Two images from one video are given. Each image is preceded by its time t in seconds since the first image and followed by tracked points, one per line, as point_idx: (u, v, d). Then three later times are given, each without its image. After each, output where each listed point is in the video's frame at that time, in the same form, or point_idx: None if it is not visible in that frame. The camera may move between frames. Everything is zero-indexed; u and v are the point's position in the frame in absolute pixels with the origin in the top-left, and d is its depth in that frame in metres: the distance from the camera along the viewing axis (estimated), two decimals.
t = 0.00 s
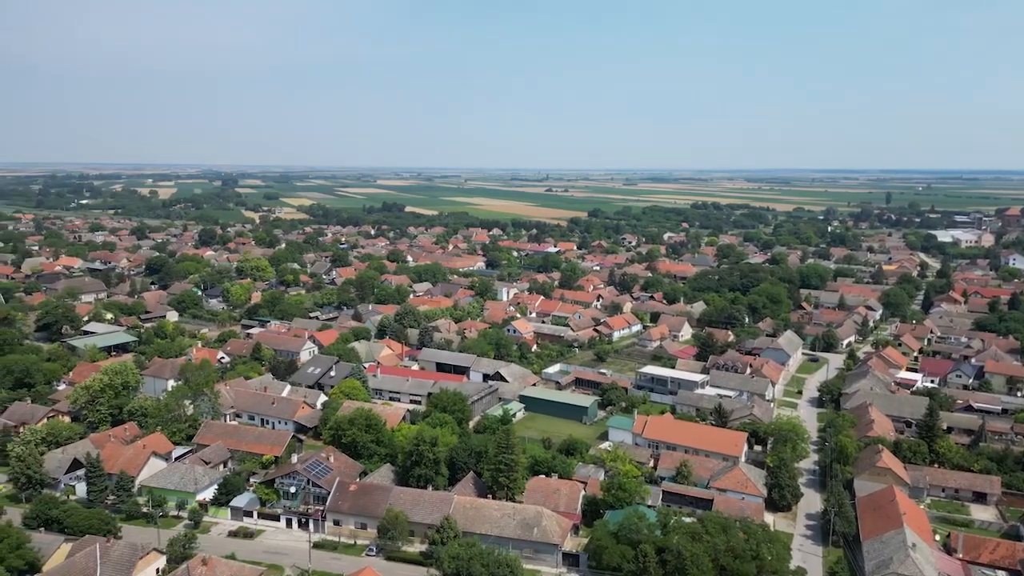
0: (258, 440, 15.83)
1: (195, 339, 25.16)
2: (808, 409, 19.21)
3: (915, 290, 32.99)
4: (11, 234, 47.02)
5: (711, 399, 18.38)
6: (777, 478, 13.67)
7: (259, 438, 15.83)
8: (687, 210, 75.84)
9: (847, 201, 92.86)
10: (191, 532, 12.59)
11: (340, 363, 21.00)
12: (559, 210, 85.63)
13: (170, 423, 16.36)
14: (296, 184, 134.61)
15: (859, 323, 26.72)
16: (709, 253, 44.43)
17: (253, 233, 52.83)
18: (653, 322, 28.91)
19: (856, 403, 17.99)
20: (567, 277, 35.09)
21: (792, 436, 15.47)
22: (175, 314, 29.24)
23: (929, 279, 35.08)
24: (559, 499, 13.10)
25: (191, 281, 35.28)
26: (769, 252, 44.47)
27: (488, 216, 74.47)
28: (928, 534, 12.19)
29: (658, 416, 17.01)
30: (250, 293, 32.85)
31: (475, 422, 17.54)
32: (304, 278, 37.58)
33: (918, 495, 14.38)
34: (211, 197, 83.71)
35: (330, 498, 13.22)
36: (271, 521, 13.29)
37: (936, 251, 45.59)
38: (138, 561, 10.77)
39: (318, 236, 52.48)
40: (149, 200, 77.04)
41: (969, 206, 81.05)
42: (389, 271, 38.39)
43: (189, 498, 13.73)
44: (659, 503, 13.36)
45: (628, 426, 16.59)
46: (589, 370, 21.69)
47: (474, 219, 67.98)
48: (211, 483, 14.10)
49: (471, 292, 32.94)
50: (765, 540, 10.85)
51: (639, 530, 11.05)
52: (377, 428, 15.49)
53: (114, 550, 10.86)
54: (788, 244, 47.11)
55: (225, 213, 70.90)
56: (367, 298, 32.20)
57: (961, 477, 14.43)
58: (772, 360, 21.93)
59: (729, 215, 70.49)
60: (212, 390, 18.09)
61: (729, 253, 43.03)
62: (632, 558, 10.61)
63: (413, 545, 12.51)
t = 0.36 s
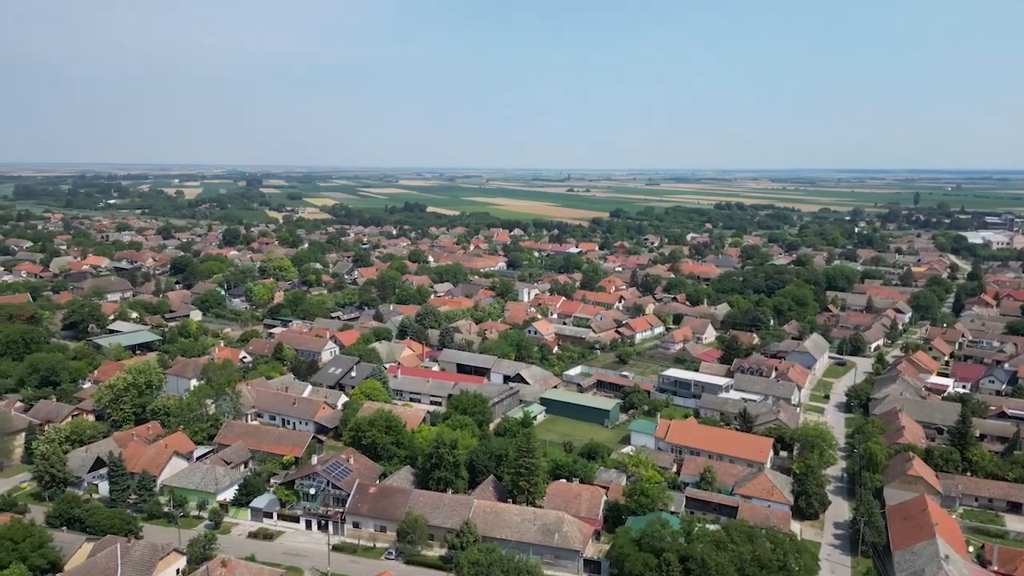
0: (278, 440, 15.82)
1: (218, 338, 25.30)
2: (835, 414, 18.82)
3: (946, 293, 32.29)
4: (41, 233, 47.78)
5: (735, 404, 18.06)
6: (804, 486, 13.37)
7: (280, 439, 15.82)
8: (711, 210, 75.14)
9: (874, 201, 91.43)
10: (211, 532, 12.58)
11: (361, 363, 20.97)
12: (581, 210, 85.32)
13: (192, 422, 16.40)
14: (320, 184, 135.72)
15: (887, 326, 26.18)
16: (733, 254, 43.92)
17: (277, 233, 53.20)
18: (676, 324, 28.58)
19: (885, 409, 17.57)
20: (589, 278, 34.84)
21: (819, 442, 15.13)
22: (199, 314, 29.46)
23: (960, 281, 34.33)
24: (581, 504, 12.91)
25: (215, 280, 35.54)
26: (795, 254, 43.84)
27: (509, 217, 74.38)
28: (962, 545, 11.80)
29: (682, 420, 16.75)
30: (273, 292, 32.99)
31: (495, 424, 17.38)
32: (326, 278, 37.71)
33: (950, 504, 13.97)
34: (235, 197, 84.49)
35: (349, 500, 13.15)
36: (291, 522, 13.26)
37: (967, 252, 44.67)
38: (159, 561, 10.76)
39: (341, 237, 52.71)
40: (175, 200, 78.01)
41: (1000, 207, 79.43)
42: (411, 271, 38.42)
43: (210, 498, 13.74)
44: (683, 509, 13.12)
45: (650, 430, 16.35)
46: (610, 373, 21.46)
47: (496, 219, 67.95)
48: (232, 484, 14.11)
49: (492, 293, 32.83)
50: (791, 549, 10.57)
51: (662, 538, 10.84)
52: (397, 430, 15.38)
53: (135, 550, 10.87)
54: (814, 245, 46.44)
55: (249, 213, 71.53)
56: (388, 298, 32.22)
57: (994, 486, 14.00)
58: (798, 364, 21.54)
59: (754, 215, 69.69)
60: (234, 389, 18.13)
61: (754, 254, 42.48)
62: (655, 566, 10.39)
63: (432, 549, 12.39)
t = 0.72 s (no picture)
0: (299, 440, 15.84)
1: (241, 337, 25.45)
2: (863, 420, 18.44)
3: (977, 296, 31.58)
4: (70, 232, 48.55)
5: (760, 408, 17.77)
6: (831, 493, 13.08)
7: (301, 439, 15.84)
8: (735, 211, 74.38)
9: (902, 202, 89.93)
10: (232, 532, 12.61)
11: (382, 363, 20.97)
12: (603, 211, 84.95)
13: (215, 421, 16.48)
14: (343, 184, 136.70)
15: (917, 330, 25.65)
16: (758, 255, 43.39)
17: (300, 233, 53.54)
18: (700, 326, 28.25)
19: (914, 415, 17.17)
20: (611, 278, 34.60)
21: (846, 448, 14.79)
22: (223, 313, 29.67)
23: (992, 284, 33.56)
24: (602, 509, 12.74)
25: (239, 280, 35.79)
26: (821, 255, 43.20)
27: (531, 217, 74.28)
28: (995, 557, 11.45)
29: (705, 424, 16.51)
30: (296, 292, 33.14)
31: (516, 426, 17.25)
32: (348, 278, 37.82)
33: (982, 514, 13.59)
34: (260, 197, 85.19)
35: (369, 502, 13.11)
36: (311, 523, 13.26)
37: (999, 255, 43.70)
38: (180, 561, 10.76)
39: (363, 237, 52.91)
40: (201, 200, 78.92)
41: None
42: (432, 271, 38.44)
43: (231, 498, 13.79)
44: (706, 516, 12.91)
45: (673, 434, 16.14)
46: (633, 375, 21.24)
47: (518, 219, 67.86)
48: (253, 483, 14.15)
49: (513, 293, 32.71)
50: (819, 558, 10.31)
51: (685, 545, 10.64)
52: (417, 431, 15.32)
53: (156, 549, 10.89)
54: (840, 246, 45.73)
55: (273, 214, 72.12)
56: (410, 298, 32.24)
57: None
58: (824, 367, 21.15)
59: (779, 216, 68.86)
60: (256, 389, 18.20)
61: (779, 256, 41.93)
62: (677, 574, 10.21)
63: (452, 552, 12.31)
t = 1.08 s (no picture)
0: (320, 439, 15.92)
1: (263, 336, 25.65)
2: (889, 424, 18.13)
3: (1007, 298, 30.93)
4: (97, 232, 49.30)
5: (783, 411, 17.55)
6: (856, 499, 12.86)
7: (322, 438, 15.91)
8: (759, 211, 73.67)
9: (930, 202, 88.46)
10: (253, 530, 12.69)
11: (402, 363, 21.01)
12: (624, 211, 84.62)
13: (237, 419, 16.61)
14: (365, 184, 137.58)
15: (944, 333, 25.19)
16: (781, 256, 42.92)
17: (322, 233, 53.92)
18: (722, 327, 27.98)
19: (942, 420, 16.85)
20: (632, 279, 34.41)
21: (872, 453, 14.54)
22: (245, 312, 29.94)
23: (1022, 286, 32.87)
24: (622, 511, 12.64)
25: (261, 279, 36.11)
26: (846, 256, 42.63)
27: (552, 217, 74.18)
28: None
29: (727, 427, 16.33)
30: (318, 291, 33.34)
31: (536, 427, 17.19)
32: (369, 278, 37.97)
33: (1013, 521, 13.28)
34: (283, 197, 85.92)
35: (389, 501, 13.12)
36: (332, 522, 13.31)
37: None
38: (201, 558, 10.84)
39: (384, 237, 53.13)
40: (225, 199, 79.80)
41: None
42: (453, 271, 38.50)
43: (252, 496, 13.89)
44: (728, 520, 12.76)
45: (694, 436, 15.98)
46: (654, 377, 21.07)
47: (538, 219, 67.78)
48: (274, 482, 14.23)
49: (534, 294, 32.65)
50: (844, 566, 10.12)
51: (706, 550, 10.52)
52: (437, 431, 15.30)
53: (178, 546, 10.99)
54: (866, 248, 45.09)
55: (296, 213, 72.71)
56: (430, 298, 32.31)
57: None
58: (849, 371, 20.84)
59: (803, 216, 68.09)
60: (278, 387, 18.32)
61: (803, 257, 41.44)
62: None
63: (471, 553, 12.29)
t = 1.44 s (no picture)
0: (342, 437, 16.01)
1: (287, 335, 25.88)
2: (916, 429, 17.83)
3: None
4: (125, 231, 50.14)
5: (807, 414, 17.34)
6: (882, 504, 12.65)
7: (344, 436, 16.00)
8: (784, 211, 72.90)
9: (960, 203, 86.91)
10: (275, 527, 12.81)
11: (424, 362, 21.07)
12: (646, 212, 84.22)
13: (260, 417, 16.77)
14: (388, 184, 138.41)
15: (974, 336, 24.71)
16: (806, 257, 42.42)
17: (345, 233, 54.30)
18: (745, 329, 27.72)
19: (971, 425, 16.53)
20: (654, 280, 34.21)
21: (899, 458, 14.29)
22: (269, 311, 30.23)
23: None
24: (643, 514, 12.57)
25: (285, 278, 36.46)
26: (872, 258, 42.03)
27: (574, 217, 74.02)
28: None
29: (750, 429, 16.16)
30: (341, 290, 33.57)
31: (557, 428, 17.15)
32: (391, 277, 38.14)
33: None
34: (307, 197, 86.71)
35: (409, 500, 13.17)
36: (353, 520, 13.39)
37: None
38: (225, 554, 10.97)
39: (407, 237, 53.37)
40: (250, 199, 80.73)
41: None
42: (474, 271, 38.56)
43: (275, 493, 14.03)
44: (750, 524, 12.63)
45: (717, 439, 15.84)
46: (676, 378, 20.92)
47: (560, 219, 67.67)
48: (297, 479, 14.35)
49: (555, 294, 32.58)
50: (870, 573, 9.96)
51: (729, 554, 10.41)
52: (458, 431, 15.31)
53: (203, 542, 11.14)
54: (893, 249, 44.41)
55: (320, 213, 73.30)
56: (452, 298, 32.40)
57: None
58: (876, 374, 20.52)
59: (829, 216, 67.26)
60: (301, 386, 18.47)
61: (828, 258, 40.91)
62: None
63: (492, 553, 12.30)
